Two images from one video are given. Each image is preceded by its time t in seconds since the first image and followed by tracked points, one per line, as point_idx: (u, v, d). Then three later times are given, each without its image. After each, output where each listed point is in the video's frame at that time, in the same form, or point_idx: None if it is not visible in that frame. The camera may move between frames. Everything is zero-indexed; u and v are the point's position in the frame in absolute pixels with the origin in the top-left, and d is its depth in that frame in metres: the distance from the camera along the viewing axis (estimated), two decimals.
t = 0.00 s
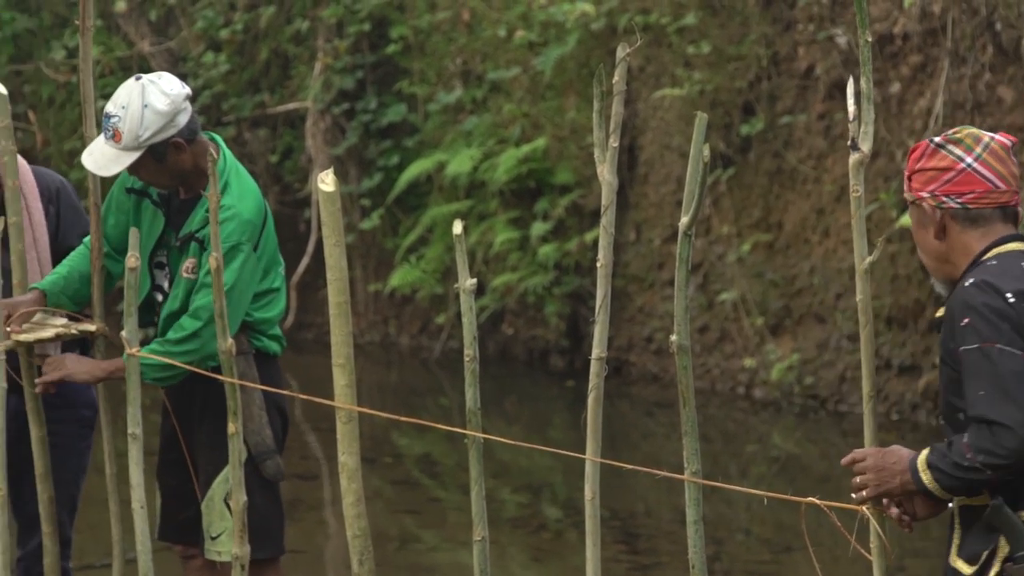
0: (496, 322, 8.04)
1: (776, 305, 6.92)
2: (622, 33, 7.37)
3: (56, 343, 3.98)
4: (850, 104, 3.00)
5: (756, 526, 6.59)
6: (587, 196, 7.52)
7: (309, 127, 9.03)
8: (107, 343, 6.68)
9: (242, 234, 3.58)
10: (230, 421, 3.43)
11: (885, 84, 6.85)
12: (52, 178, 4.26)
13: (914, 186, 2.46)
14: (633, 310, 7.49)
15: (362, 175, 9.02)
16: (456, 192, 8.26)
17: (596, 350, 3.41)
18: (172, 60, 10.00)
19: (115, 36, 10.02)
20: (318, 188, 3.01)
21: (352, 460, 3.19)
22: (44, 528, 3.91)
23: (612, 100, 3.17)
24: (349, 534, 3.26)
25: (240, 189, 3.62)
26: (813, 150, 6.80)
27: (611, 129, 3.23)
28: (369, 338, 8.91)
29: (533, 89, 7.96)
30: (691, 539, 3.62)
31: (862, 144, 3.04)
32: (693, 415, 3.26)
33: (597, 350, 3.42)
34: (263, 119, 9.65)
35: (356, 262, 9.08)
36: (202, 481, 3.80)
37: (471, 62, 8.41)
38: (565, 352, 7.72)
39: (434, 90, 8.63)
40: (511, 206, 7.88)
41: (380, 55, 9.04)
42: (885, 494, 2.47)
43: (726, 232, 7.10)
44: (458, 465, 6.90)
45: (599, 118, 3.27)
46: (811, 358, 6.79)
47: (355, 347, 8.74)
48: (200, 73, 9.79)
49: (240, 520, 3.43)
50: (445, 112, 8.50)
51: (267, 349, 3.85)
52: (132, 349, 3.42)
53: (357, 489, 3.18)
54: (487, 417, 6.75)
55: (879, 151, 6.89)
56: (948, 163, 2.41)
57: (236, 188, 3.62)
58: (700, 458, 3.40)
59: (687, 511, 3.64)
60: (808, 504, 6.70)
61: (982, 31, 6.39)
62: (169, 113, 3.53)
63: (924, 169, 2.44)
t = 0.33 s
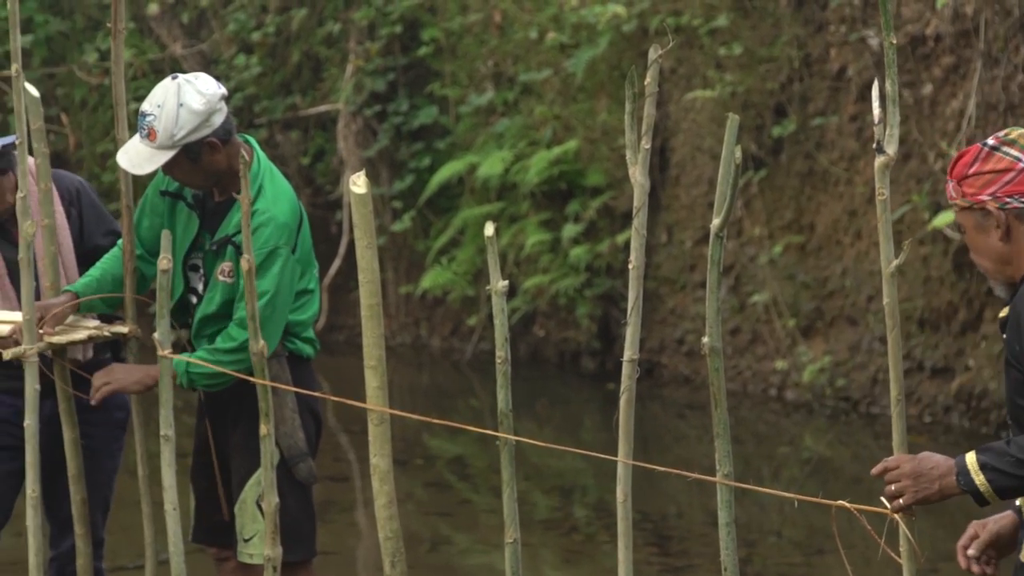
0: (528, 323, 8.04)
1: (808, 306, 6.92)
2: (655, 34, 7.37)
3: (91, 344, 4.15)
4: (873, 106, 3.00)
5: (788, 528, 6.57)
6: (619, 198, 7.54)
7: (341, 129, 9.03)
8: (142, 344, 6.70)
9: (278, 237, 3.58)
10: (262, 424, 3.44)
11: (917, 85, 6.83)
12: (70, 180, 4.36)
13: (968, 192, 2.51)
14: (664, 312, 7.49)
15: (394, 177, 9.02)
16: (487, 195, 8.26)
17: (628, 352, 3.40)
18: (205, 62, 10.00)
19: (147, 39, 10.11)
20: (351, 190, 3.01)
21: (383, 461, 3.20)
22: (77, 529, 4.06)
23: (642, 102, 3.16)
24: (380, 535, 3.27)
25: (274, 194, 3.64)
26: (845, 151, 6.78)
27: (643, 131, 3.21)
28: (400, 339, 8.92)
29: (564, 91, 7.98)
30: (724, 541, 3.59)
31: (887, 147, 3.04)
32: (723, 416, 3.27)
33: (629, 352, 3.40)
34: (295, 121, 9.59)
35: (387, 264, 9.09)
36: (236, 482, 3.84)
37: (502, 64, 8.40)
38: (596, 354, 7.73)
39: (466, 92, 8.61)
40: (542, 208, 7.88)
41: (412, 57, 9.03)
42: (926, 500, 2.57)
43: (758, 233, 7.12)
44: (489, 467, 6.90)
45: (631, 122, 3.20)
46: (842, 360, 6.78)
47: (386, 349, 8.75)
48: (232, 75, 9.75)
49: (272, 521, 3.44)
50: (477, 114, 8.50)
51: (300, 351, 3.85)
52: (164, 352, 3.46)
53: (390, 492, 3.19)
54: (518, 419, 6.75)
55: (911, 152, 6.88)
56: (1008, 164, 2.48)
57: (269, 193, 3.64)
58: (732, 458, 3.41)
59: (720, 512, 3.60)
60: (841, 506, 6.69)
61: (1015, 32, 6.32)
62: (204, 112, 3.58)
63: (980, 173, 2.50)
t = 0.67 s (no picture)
0: (558, 326, 8.05)
1: (840, 310, 6.93)
2: (686, 37, 7.39)
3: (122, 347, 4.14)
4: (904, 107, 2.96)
5: (820, 531, 6.56)
6: (650, 201, 7.56)
7: (372, 131, 9.00)
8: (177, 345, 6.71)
9: (316, 236, 3.59)
10: (293, 425, 3.47)
11: (950, 88, 6.81)
12: (98, 185, 4.38)
13: (991, 224, 2.68)
14: (696, 315, 7.49)
15: (425, 180, 9.02)
16: (518, 197, 8.27)
17: (659, 354, 3.42)
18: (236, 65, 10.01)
19: (179, 41, 9.94)
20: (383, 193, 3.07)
21: (415, 463, 3.25)
22: (109, 530, 4.09)
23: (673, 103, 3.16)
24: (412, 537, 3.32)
25: (310, 193, 3.65)
26: (877, 154, 6.80)
27: (676, 134, 3.24)
28: (432, 342, 8.92)
29: (595, 93, 7.99)
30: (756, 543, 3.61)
31: (918, 149, 2.99)
32: (757, 420, 3.29)
33: (660, 355, 3.42)
34: (327, 124, 9.54)
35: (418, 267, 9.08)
36: (267, 484, 3.88)
37: (534, 66, 8.41)
38: (627, 357, 7.74)
39: (497, 95, 8.62)
40: (573, 211, 7.89)
41: (444, 60, 9.03)
42: (958, 504, 2.74)
43: (790, 236, 7.12)
44: (520, 469, 6.89)
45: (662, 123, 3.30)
46: (874, 363, 6.79)
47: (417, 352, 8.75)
48: (264, 77, 9.68)
49: (303, 524, 3.49)
50: (508, 116, 8.50)
51: (332, 353, 3.87)
52: (196, 355, 3.50)
53: (420, 494, 3.24)
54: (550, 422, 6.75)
55: (943, 155, 6.86)
56: None
57: (305, 193, 3.65)
58: (764, 461, 3.42)
59: (752, 514, 3.62)
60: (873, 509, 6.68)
61: None
62: (241, 112, 3.65)
63: (1000, 203, 2.66)
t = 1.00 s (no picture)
0: (589, 329, 8.05)
1: (871, 313, 6.95)
2: (717, 39, 7.41)
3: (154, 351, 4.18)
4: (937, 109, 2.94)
5: (852, 535, 6.54)
6: (681, 204, 7.58)
7: (403, 134, 9.00)
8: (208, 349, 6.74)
9: (360, 231, 3.61)
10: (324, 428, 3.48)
11: (982, 91, 6.80)
12: (129, 194, 4.38)
13: (993, 246, 2.87)
14: (726, 318, 7.50)
15: (456, 183, 9.01)
16: (549, 200, 8.29)
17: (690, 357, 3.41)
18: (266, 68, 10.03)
19: (211, 44, 10.01)
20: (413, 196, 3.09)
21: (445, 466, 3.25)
22: (141, 534, 4.12)
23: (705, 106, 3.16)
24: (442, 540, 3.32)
25: (347, 189, 3.67)
26: (908, 156, 6.82)
27: (706, 137, 3.24)
28: (462, 345, 8.91)
29: (625, 96, 8.01)
30: (787, 547, 3.60)
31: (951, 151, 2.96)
32: (787, 423, 3.28)
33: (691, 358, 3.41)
34: (358, 127, 9.49)
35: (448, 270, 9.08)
36: (296, 486, 3.89)
37: (564, 69, 8.42)
38: (658, 360, 7.75)
39: (528, 98, 8.62)
40: (603, 214, 7.91)
41: (475, 63, 9.03)
42: (991, 508, 2.77)
43: (821, 239, 7.14)
44: (550, 473, 6.89)
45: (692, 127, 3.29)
46: (906, 366, 6.80)
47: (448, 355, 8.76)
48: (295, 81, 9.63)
49: (334, 527, 3.50)
50: (538, 119, 8.51)
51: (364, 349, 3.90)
52: (227, 358, 3.54)
53: (452, 497, 3.24)
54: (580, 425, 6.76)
55: (975, 157, 6.84)
56: (1020, 211, 2.85)
57: (341, 190, 3.67)
58: (796, 465, 3.40)
59: (783, 520, 3.61)
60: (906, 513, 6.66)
61: None
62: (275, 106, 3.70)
63: (999, 226, 2.85)
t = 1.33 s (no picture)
0: (617, 334, 8.08)
1: (900, 317, 6.98)
2: (746, 43, 7.47)
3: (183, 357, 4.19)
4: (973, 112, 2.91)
5: (880, 540, 6.52)
6: (710, 208, 7.62)
7: (431, 139, 8.97)
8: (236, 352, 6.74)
9: (387, 229, 3.64)
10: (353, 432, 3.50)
11: (1012, 94, 6.78)
12: (158, 198, 4.38)
13: None
14: (755, 322, 7.51)
15: (484, 187, 8.99)
16: (577, 205, 8.30)
17: (719, 360, 3.41)
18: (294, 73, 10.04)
19: (239, 50, 9.85)
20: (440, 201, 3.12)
21: (474, 470, 3.28)
22: (170, 537, 4.13)
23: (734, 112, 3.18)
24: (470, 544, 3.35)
25: (375, 188, 3.70)
26: (938, 160, 6.88)
27: (735, 142, 3.25)
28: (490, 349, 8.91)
29: (655, 100, 8.06)
30: (816, 551, 3.58)
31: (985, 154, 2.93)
32: (816, 427, 3.27)
33: (720, 361, 3.41)
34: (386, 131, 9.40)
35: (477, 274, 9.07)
36: (325, 490, 3.90)
37: (593, 73, 8.45)
38: (686, 364, 7.78)
39: (556, 102, 8.63)
40: (632, 218, 7.94)
41: (503, 67, 9.02)
42: None
43: (850, 243, 7.18)
44: (578, 477, 6.88)
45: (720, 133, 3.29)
46: (935, 370, 6.82)
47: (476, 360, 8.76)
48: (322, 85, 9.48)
49: (364, 531, 3.51)
50: (567, 123, 8.51)
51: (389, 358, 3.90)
52: (255, 362, 3.52)
53: (480, 500, 3.27)
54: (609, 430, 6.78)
55: (1005, 161, 6.83)
56: None
57: (369, 188, 3.70)
58: (825, 469, 3.39)
59: (812, 525, 3.59)
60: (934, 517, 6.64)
61: None
62: (308, 102, 3.72)
63: None
